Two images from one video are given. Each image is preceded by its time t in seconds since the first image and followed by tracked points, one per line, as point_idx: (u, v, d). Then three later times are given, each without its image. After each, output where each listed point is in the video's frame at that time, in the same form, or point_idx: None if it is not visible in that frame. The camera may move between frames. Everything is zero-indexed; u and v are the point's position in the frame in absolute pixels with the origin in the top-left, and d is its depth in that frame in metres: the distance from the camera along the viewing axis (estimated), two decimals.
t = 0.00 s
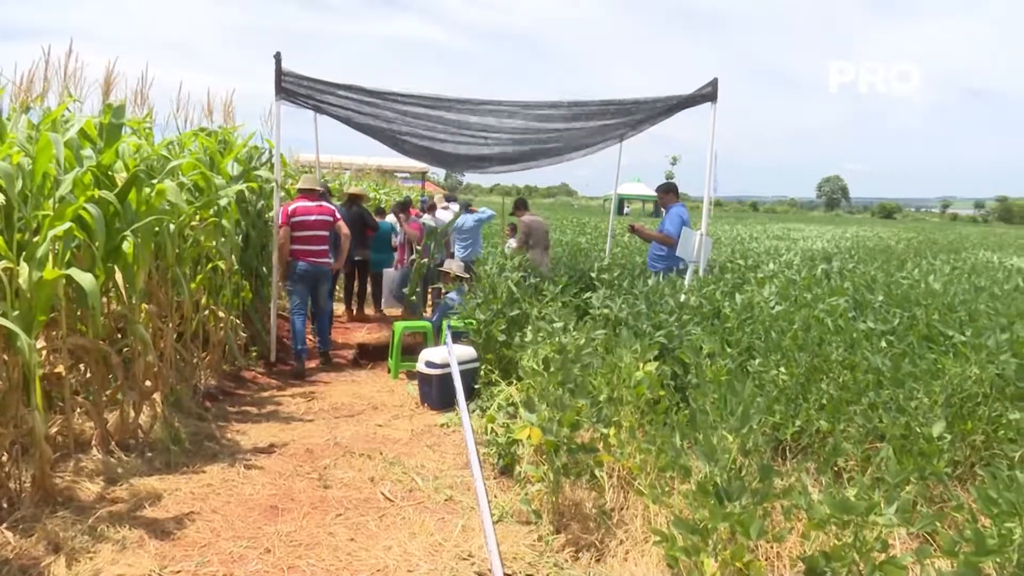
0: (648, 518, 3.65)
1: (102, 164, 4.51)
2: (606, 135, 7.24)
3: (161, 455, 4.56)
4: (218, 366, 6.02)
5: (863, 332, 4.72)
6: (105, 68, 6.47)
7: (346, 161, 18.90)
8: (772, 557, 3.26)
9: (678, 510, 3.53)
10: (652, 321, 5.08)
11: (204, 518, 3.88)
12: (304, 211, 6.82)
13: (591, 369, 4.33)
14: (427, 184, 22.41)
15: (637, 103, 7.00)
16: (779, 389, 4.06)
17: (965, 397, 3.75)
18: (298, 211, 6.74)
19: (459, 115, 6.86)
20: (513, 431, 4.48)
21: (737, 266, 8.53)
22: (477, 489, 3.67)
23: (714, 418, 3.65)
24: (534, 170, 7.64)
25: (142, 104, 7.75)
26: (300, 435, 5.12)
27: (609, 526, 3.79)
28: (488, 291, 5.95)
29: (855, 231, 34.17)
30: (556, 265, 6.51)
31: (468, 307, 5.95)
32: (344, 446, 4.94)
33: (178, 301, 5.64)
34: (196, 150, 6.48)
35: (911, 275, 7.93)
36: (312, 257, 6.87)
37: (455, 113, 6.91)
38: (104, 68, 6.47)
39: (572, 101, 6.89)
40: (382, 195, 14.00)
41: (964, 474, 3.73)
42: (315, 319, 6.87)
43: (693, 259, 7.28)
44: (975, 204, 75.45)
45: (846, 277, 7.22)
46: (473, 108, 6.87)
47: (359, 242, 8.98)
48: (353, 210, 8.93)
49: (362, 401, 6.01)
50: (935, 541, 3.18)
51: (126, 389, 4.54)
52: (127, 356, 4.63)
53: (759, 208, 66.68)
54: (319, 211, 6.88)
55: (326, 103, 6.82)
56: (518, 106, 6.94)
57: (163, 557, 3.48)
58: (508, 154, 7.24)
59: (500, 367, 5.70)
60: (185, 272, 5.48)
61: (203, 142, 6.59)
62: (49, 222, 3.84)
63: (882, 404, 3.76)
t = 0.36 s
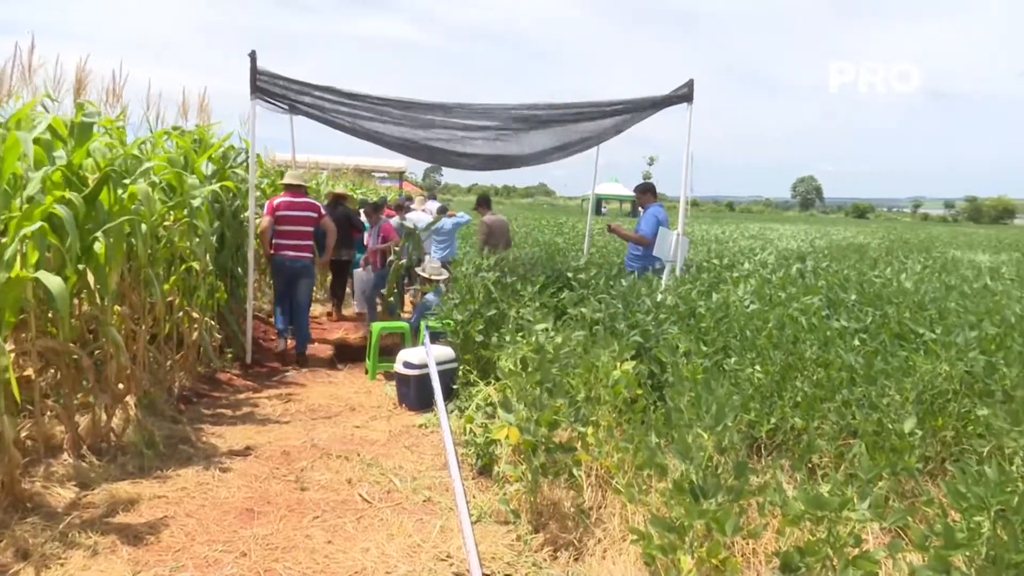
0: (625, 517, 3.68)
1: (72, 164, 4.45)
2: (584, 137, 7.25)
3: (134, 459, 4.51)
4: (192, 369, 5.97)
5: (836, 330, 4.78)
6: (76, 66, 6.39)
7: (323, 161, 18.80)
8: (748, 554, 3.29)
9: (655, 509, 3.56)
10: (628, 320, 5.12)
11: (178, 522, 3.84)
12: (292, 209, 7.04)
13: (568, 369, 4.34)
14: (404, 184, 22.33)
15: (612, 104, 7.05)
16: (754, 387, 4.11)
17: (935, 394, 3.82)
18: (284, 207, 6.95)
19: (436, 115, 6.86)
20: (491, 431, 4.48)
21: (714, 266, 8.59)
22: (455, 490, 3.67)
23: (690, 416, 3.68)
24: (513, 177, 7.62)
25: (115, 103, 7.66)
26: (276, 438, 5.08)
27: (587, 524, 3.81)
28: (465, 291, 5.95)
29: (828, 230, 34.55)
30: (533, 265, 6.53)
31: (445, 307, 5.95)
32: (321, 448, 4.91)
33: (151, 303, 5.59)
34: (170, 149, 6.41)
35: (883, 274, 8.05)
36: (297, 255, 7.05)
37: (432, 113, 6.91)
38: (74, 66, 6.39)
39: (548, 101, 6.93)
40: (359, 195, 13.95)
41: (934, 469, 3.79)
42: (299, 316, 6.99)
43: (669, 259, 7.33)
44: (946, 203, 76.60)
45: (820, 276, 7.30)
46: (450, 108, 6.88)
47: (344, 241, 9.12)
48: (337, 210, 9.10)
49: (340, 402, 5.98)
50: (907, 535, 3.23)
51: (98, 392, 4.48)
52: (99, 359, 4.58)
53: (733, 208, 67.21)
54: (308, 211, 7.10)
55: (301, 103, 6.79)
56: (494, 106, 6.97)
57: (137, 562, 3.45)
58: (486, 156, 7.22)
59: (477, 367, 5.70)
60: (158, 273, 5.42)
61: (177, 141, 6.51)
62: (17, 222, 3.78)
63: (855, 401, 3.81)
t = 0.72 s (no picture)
0: (600, 516, 3.70)
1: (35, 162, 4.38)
2: (558, 138, 7.29)
3: (102, 464, 4.45)
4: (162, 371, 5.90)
5: (806, 329, 4.84)
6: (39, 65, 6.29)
7: (296, 160, 18.66)
8: (721, 550, 3.32)
9: (629, 507, 3.58)
10: (603, 319, 5.14)
11: (148, 527, 3.80)
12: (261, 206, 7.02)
13: (543, 368, 4.35)
14: (379, 184, 22.23)
15: (587, 105, 7.08)
16: (727, 385, 4.15)
17: (902, 390, 3.89)
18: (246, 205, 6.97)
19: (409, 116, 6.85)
20: (466, 431, 4.48)
21: (687, 265, 8.66)
22: (430, 491, 3.67)
23: (663, 414, 3.70)
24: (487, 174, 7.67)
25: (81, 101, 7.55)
26: (248, 440, 5.04)
27: (563, 524, 3.82)
28: (439, 292, 5.94)
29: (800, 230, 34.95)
30: (507, 266, 6.53)
31: (419, 308, 5.93)
32: (295, 450, 4.88)
33: (120, 305, 5.51)
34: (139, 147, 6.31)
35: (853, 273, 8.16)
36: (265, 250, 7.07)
37: (406, 113, 6.89)
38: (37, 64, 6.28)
39: (522, 102, 6.94)
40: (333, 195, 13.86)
41: (902, 465, 3.86)
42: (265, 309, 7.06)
43: (642, 259, 7.37)
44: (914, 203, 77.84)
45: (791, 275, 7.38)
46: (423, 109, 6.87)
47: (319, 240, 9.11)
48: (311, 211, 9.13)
49: (313, 404, 5.94)
50: (876, 530, 3.28)
51: (64, 396, 4.41)
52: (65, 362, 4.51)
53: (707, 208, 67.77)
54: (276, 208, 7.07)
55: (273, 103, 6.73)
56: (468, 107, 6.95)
57: (105, 568, 3.40)
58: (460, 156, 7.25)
59: (452, 368, 5.69)
60: (126, 274, 5.35)
61: (146, 140, 6.42)
62: None
63: (825, 398, 3.85)
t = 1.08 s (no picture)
0: (575, 515, 3.72)
1: None
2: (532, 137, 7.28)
3: (69, 469, 4.38)
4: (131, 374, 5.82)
5: (777, 327, 4.90)
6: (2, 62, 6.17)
7: (268, 159, 18.50)
8: (694, 547, 3.35)
9: (603, 506, 3.60)
10: (577, 319, 5.16)
11: (117, 532, 3.75)
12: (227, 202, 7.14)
13: (517, 368, 4.35)
14: (353, 185, 22.11)
15: (560, 104, 7.08)
16: (699, 383, 4.18)
17: (870, 387, 3.95)
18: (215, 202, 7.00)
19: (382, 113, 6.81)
20: (441, 431, 4.47)
21: (661, 265, 8.71)
22: (404, 492, 3.66)
23: (637, 413, 3.73)
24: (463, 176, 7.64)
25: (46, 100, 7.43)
26: (219, 443, 4.99)
27: (538, 523, 3.83)
28: (413, 292, 5.93)
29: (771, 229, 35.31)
30: (482, 266, 6.53)
31: (393, 309, 5.91)
32: (267, 452, 4.85)
33: (87, 307, 5.44)
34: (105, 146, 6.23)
35: (823, 271, 8.26)
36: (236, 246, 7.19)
37: (379, 112, 6.87)
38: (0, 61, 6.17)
39: (495, 101, 6.94)
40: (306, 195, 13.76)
41: (871, 460, 3.92)
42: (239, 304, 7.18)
43: (616, 258, 7.40)
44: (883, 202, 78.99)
45: (763, 274, 7.45)
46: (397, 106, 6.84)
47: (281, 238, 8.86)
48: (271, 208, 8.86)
49: (286, 406, 5.90)
50: (845, 525, 3.33)
51: (29, 400, 4.34)
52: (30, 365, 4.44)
53: (680, 207, 68.23)
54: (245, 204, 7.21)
55: (244, 100, 6.65)
56: (442, 105, 6.93)
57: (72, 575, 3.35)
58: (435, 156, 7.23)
59: (427, 368, 5.68)
60: (93, 275, 5.27)
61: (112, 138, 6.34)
62: None
63: (795, 395, 3.90)
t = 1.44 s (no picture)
0: (550, 514, 3.73)
1: None
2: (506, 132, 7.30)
3: (35, 475, 4.31)
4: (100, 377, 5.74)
5: (750, 326, 4.95)
6: None
7: (240, 159, 18.32)
8: (669, 545, 3.37)
9: (578, 505, 3.61)
10: (551, 319, 5.17)
11: (85, 538, 3.70)
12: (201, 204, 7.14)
13: (492, 368, 4.35)
14: (327, 185, 21.99)
15: (537, 105, 7.05)
16: (673, 382, 4.21)
17: (841, 384, 4.00)
18: (192, 204, 6.95)
19: (357, 112, 6.75)
20: (416, 432, 4.45)
21: (636, 264, 8.76)
22: (379, 494, 3.64)
23: (611, 412, 3.74)
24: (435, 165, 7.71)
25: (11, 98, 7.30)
26: (191, 447, 4.93)
27: (513, 523, 3.83)
28: (388, 292, 5.90)
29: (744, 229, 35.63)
30: (457, 266, 6.52)
31: (368, 309, 5.88)
32: (240, 455, 4.80)
33: (53, 309, 5.35)
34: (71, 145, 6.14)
35: (794, 271, 8.36)
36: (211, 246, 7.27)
37: (353, 111, 6.81)
38: None
39: (472, 102, 6.89)
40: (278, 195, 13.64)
41: (841, 456, 3.97)
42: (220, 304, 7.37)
43: (591, 258, 7.41)
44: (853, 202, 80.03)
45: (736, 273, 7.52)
46: (372, 105, 6.77)
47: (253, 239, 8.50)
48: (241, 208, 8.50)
49: (259, 408, 5.84)
50: (817, 520, 3.37)
51: None
52: None
53: (654, 207, 68.61)
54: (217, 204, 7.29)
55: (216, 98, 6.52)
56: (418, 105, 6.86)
57: None
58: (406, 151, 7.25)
59: (402, 369, 5.65)
60: (59, 277, 5.18)
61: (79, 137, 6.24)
62: None
63: (768, 393, 3.94)
